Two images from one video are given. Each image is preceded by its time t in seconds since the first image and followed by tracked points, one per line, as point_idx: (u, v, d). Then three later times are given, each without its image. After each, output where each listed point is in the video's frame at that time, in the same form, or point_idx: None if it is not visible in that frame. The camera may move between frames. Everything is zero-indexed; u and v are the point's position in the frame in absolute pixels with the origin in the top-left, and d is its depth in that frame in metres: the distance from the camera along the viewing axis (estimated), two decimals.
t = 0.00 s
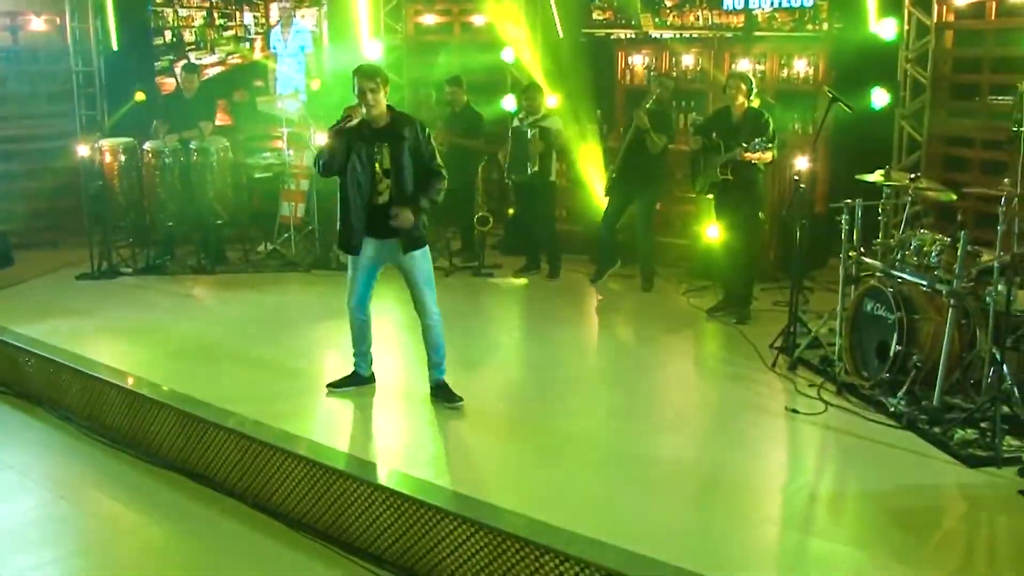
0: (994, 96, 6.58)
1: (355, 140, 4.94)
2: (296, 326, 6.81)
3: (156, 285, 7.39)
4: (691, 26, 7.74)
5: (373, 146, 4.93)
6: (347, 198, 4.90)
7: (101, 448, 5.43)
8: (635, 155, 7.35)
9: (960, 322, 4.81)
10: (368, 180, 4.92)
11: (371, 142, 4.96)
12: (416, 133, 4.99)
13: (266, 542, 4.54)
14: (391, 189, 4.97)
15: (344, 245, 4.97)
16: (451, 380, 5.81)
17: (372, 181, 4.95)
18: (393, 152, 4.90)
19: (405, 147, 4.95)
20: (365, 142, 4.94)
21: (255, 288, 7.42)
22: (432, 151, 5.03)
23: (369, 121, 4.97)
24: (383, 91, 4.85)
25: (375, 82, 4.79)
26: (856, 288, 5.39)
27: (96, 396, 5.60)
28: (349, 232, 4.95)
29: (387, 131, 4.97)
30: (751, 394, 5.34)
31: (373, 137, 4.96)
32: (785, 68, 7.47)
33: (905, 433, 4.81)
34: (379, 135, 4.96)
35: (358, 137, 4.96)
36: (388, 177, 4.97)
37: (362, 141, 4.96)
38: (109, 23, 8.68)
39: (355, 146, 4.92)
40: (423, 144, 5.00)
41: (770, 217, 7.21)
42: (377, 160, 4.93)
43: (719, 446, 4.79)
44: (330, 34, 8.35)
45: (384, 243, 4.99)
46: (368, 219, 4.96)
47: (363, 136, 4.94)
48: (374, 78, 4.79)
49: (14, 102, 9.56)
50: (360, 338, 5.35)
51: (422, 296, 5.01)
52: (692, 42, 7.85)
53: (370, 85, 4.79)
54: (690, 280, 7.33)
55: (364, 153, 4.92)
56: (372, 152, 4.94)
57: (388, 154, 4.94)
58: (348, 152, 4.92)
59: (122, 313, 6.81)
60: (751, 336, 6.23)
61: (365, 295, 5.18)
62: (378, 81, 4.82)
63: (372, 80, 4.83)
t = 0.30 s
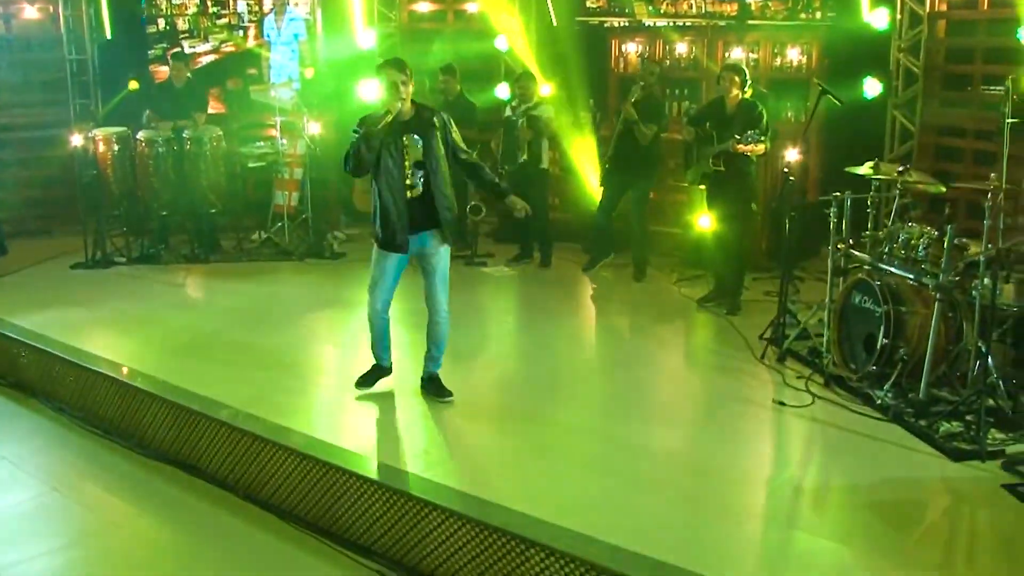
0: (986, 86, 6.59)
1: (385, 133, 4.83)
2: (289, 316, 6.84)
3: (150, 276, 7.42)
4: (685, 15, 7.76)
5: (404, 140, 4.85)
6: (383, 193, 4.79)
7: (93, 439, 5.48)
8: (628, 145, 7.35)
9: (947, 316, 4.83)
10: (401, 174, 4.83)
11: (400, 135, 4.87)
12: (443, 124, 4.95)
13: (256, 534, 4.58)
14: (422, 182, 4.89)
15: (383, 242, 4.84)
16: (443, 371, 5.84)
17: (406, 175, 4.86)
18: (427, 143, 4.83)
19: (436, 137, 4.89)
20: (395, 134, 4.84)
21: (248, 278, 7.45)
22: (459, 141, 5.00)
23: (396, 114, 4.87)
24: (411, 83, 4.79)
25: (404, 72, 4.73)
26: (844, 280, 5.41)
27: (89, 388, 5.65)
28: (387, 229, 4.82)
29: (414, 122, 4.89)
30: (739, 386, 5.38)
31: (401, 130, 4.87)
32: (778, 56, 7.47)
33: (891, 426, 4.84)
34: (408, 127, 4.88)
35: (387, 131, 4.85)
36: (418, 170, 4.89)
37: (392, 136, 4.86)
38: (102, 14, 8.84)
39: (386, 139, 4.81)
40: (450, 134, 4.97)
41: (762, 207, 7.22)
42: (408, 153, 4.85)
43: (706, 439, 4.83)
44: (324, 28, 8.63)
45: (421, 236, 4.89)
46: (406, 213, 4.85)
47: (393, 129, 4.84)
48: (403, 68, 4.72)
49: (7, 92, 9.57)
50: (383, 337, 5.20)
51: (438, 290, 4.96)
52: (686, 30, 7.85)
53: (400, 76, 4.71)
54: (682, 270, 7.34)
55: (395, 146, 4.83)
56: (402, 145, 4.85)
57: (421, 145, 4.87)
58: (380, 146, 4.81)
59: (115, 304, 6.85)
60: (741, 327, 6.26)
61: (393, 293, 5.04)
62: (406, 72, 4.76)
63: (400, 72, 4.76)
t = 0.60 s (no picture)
0: (977, 78, 6.60)
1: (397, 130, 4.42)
2: (282, 307, 6.87)
3: (143, 266, 7.44)
4: (678, 4, 7.83)
5: (411, 134, 4.50)
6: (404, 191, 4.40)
7: (88, 432, 5.52)
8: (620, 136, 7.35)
9: (933, 310, 4.86)
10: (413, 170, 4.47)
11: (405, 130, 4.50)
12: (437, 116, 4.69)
13: (247, 527, 4.63)
14: (429, 178, 4.58)
15: (408, 244, 4.41)
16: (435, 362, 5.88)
17: (417, 170, 4.51)
18: (437, 136, 4.55)
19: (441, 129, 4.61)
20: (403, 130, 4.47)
21: (241, 268, 7.47)
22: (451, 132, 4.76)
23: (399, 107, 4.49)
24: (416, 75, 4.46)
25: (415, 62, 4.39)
26: (832, 273, 5.43)
27: (82, 380, 5.70)
28: (410, 229, 4.41)
29: (415, 115, 4.55)
30: (726, 379, 5.41)
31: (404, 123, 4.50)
32: (771, 46, 7.48)
33: (877, 419, 4.88)
34: (411, 121, 4.53)
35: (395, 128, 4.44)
36: (425, 165, 4.57)
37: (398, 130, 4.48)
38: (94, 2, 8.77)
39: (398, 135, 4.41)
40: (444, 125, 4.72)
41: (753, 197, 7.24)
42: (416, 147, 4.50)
43: (692, 432, 4.86)
44: (318, 20, 8.58)
45: (433, 231, 4.58)
46: (423, 210, 4.49)
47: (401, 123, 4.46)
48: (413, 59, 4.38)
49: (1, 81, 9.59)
50: (398, 351, 4.73)
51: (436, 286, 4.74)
52: (679, 20, 7.87)
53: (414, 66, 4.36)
54: (673, 260, 7.37)
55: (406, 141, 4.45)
56: (410, 141, 4.49)
57: (428, 138, 4.56)
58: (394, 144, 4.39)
59: (108, 296, 6.89)
60: (731, 319, 6.29)
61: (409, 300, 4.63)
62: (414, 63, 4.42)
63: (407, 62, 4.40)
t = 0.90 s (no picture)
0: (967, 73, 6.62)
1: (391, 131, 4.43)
2: (273, 302, 6.91)
3: (135, 261, 7.48)
4: None
5: (404, 135, 4.50)
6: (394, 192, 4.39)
7: (79, 428, 5.57)
8: (611, 131, 7.36)
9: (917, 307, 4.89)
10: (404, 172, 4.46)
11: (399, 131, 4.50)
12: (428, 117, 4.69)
13: (235, 525, 4.67)
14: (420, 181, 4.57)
15: (397, 247, 4.39)
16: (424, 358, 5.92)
17: (408, 172, 4.50)
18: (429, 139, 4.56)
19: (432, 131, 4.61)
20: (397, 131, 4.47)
21: (233, 263, 7.50)
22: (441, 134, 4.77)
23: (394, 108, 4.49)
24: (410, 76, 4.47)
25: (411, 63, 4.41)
26: (818, 271, 5.46)
27: (73, 377, 5.75)
28: (399, 231, 4.39)
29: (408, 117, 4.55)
30: (713, 376, 5.44)
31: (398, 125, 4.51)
32: (762, 39, 7.50)
33: (861, 416, 4.91)
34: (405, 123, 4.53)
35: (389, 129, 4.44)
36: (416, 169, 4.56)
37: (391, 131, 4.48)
38: None
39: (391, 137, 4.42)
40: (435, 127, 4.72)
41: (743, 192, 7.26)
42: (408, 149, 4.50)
43: (677, 430, 4.90)
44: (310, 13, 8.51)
45: (420, 234, 4.58)
46: (411, 212, 4.48)
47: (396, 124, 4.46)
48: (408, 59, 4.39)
49: None
50: (396, 360, 4.65)
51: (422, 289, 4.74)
52: (670, 13, 7.88)
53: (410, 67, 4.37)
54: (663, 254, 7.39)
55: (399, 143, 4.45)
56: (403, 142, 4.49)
57: (419, 140, 4.55)
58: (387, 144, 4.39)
59: (100, 291, 6.92)
60: (719, 314, 6.32)
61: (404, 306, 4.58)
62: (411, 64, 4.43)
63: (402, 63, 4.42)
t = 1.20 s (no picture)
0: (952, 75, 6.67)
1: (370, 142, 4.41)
2: (262, 303, 6.94)
3: (123, 263, 7.52)
4: None
5: (382, 147, 4.49)
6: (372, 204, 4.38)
7: (67, 431, 5.60)
8: (599, 132, 7.40)
9: (900, 312, 4.93)
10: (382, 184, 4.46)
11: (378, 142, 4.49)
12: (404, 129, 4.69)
13: (220, 528, 4.70)
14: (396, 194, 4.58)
15: (375, 260, 4.39)
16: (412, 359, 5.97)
17: (385, 184, 4.50)
18: (406, 151, 4.56)
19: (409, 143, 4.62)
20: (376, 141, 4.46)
21: (222, 265, 7.54)
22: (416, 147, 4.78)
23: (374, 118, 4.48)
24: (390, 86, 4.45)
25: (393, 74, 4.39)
26: (802, 274, 5.50)
27: (61, 380, 5.78)
28: (378, 244, 4.39)
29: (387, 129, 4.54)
30: (696, 378, 5.49)
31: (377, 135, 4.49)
32: (749, 39, 7.55)
33: (842, 419, 4.95)
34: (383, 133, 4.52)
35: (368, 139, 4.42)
36: (393, 181, 4.56)
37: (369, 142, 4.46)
38: None
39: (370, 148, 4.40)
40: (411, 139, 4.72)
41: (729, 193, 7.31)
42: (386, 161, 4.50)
43: (660, 433, 4.93)
44: (299, 13, 8.22)
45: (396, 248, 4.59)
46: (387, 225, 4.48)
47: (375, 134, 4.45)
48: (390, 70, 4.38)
49: None
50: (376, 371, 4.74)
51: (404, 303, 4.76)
52: (658, 13, 7.94)
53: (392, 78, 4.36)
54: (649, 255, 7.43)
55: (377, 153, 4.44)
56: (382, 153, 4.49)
57: (397, 152, 4.55)
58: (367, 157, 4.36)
59: (88, 293, 6.94)
60: (704, 316, 6.36)
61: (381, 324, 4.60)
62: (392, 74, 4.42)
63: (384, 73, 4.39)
